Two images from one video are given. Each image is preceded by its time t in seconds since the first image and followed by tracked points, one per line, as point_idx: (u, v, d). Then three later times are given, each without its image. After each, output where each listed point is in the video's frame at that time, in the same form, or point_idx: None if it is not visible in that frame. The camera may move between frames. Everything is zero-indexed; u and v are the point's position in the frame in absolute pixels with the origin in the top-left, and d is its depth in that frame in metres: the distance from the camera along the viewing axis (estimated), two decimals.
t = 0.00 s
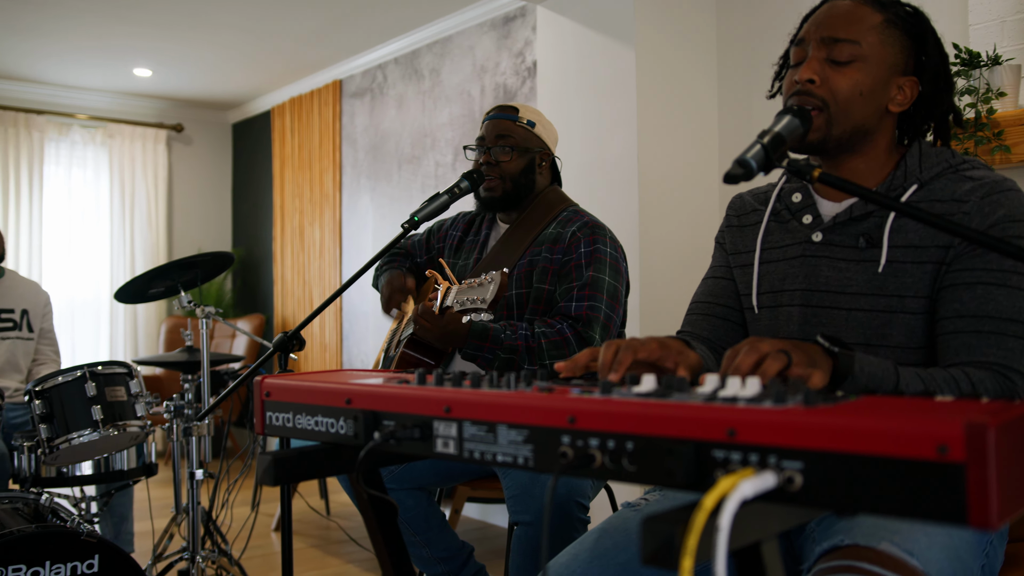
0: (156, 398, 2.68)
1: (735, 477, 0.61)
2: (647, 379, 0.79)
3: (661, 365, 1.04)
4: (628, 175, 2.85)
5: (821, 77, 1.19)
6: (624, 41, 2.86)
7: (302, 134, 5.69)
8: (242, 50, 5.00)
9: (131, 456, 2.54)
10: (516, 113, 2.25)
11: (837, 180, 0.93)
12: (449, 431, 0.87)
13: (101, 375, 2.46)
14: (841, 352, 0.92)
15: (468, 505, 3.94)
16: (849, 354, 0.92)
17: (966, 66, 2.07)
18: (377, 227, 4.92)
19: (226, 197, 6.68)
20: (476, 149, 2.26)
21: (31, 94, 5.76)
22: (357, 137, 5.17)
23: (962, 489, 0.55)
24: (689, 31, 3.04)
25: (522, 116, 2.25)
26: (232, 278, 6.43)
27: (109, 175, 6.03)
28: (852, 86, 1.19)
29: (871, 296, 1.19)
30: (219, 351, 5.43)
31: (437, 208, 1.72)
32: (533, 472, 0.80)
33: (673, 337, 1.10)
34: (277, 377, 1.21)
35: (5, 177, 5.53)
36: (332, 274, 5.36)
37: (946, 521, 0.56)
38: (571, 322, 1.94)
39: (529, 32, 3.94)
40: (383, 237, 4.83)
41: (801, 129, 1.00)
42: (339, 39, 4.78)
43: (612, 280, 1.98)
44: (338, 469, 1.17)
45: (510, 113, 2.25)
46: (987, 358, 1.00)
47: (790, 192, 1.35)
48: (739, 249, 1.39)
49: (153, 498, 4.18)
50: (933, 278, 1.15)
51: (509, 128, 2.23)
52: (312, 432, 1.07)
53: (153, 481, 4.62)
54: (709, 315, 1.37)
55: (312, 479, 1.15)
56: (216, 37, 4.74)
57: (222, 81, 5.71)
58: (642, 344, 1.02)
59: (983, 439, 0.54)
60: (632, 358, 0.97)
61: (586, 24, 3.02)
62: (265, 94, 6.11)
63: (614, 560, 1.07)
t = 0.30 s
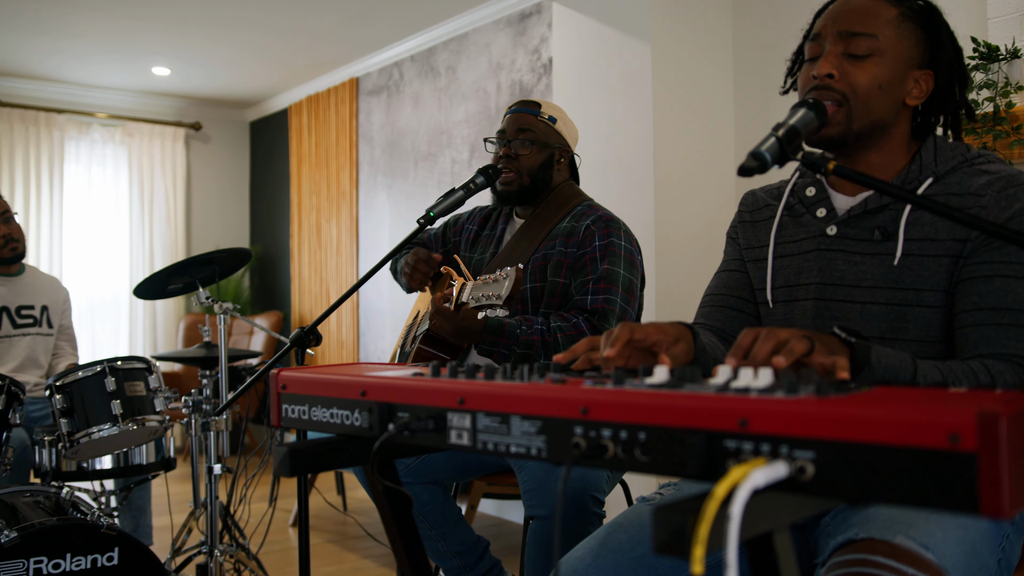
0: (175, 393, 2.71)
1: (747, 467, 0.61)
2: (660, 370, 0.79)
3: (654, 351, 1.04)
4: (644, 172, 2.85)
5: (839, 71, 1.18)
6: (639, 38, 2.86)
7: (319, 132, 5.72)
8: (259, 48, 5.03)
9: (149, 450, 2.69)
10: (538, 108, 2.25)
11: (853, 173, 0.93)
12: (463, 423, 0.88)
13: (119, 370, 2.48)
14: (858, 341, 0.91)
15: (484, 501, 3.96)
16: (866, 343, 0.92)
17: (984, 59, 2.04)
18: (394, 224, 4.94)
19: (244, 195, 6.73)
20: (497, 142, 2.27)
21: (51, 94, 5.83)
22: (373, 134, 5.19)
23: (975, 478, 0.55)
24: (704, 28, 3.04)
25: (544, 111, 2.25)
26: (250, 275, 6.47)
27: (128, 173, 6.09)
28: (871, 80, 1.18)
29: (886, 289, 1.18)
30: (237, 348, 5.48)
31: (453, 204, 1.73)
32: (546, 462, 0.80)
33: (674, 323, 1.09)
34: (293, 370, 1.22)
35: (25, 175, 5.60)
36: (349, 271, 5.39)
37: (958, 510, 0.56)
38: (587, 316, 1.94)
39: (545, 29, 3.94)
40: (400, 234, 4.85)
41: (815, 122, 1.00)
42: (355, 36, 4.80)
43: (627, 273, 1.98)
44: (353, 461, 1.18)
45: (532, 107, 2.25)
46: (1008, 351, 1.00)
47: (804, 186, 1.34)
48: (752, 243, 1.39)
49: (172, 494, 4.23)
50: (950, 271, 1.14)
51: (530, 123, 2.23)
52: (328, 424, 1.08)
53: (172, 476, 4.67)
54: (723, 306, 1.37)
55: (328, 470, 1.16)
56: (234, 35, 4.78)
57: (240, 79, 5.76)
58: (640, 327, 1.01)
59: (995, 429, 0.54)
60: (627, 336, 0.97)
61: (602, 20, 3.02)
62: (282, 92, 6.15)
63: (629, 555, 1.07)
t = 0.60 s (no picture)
0: (195, 391, 2.72)
1: (764, 462, 0.62)
2: (678, 365, 0.79)
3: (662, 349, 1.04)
4: (661, 170, 2.84)
5: (861, 62, 1.18)
6: (656, 36, 2.85)
7: (337, 132, 5.76)
8: (277, 48, 5.07)
9: (171, 447, 2.73)
10: (551, 106, 2.25)
11: (871, 169, 0.93)
12: (481, 419, 0.88)
13: (141, 368, 2.51)
14: (874, 344, 0.92)
15: (501, 500, 3.96)
16: (881, 345, 0.92)
17: (1006, 55, 2.01)
18: (411, 223, 4.96)
19: (262, 195, 6.79)
20: (512, 143, 2.27)
21: (72, 95, 5.90)
22: (391, 134, 5.21)
23: (994, 473, 0.55)
24: (721, 26, 3.03)
25: (558, 110, 2.26)
26: (269, 274, 6.52)
27: (148, 173, 6.17)
28: (892, 73, 1.18)
29: (901, 282, 1.18)
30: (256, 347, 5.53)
31: (471, 202, 1.72)
32: (564, 458, 0.81)
33: (682, 317, 1.08)
34: (311, 366, 1.23)
35: (47, 175, 5.68)
36: (366, 270, 5.41)
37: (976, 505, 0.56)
38: (606, 315, 1.93)
39: (562, 27, 3.94)
40: (417, 234, 4.87)
41: (834, 118, 0.99)
42: (373, 36, 4.83)
43: (646, 272, 1.97)
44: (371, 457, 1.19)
45: (544, 106, 2.25)
46: None
47: (824, 178, 1.33)
48: (768, 232, 1.38)
49: (192, 491, 4.28)
50: (965, 263, 1.13)
51: (545, 122, 2.23)
52: (346, 420, 1.09)
53: (191, 474, 4.72)
54: (741, 293, 1.36)
55: (345, 465, 1.17)
56: (252, 35, 4.81)
57: (259, 80, 5.80)
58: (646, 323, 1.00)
59: (1015, 423, 0.54)
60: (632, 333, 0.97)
61: (619, 19, 3.02)
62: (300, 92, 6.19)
63: (652, 529, 1.07)
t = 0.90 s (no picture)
0: (212, 386, 2.75)
1: (781, 450, 0.62)
2: (694, 355, 0.79)
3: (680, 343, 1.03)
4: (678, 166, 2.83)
5: (873, 50, 1.17)
6: (673, 31, 2.84)
7: (354, 129, 5.78)
8: (294, 45, 5.09)
9: (189, 442, 2.76)
10: (566, 102, 2.25)
11: (888, 160, 0.93)
12: (497, 409, 0.89)
13: (159, 363, 2.53)
14: (892, 330, 0.92)
15: (517, 496, 3.97)
16: (900, 332, 0.92)
17: None
18: (427, 220, 4.97)
19: (279, 192, 6.83)
20: (527, 139, 2.27)
21: (91, 93, 5.96)
22: (407, 131, 5.23)
23: (1012, 459, 0.55)
24: (739, 21, 3.01)
25: (573, 106, 2.25)
26: (286, 271, 6.57)
27: (166, 170, 6.22)
28: (905, 60, 1.16)
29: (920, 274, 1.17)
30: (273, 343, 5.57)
31: (487, 196, 1.73)
32: (580, 448, 0.81)
33: (701, 311, 1.07)
34: (328, 358, 1.24)
35: (66, 172, 5.75)
36: (383, 267, 5.43)
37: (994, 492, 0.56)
38: (622, 312, 1.93)
39: (578, 24, 3.93)
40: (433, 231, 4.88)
41: (851, 110, 0.98)
42: (389, 33, 4.84)
43: (662, 269, 1.97)
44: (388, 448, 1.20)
45: (560, 102, 2.25)
46: None
47: (841, 170, 1.32)
48: (785, 226, 1.37)
49: (210, 487, 4.31)
50: (984, 255, 1.12)
51: (561, 118, 2.23)
52: (362, 411, 1.09)
53: (209, 470, 4.76)
54: (759, 289, 1.36)
55: (363, 457, 1.18)
56: (270, 33, 4.84)
57: (276, 77, 5.83)
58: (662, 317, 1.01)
59: None
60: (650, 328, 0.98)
61: (635, 14, 3.00)
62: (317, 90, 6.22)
63: (666, 537, 1.07)
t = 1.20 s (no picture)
0: (229, 382, 2.76)
1: (797, 445, 0.61)
2: (709, 351, 0.79)
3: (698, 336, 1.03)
4: (695, 163, 2.82)
5: (895, 44, 1.16)
6: (690, 28, 2.82)
7: (370, 127, 5.80)
8: (311, 44, 5.12)
9: (205, 439, 2.79)
10: (582, 95, 2.24)
11: (907, 154, 0.92)
12: (511, 404, 0.89)
13: (176, 360, 2.55)
14: (912, 329, 0.90)
15: (533, 494, 3.98)
16: (920, 331, 0.90)
17: None
18: (443, 218, 4.98)
19: (296, 190, 6.88)
20: (543, 133, 2.26)
21: (110, 93, 6.02)
22: (423, 129, 5.23)
23: None
24: (756, 16, 2.99)
25: (589, 100, 2.24)
26: (304, 269, 6.61)
27: (184, 169, 6.27)
28: (926, 54, 1.15)
29: (940, 274, 1.16)
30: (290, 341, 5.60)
31: (503, 193, 1.73)
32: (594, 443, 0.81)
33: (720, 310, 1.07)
34: (343, 353, 1.24)
35: (86, 172, 5.81)
36: (400, 265, 5.45)
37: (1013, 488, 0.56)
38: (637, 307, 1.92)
39: (594, 22, 3.93)
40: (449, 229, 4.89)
41: (868, 103, 0.98)
42: (405, 32, 4.85)
43: (679, 265, 1.96)
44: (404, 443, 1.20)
45: (576, 96, 2.25)
46: None
47: (858, 170, 1.31)
48: (802, 227, 1.37)
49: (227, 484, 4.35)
50: (1006, 255, 1.11)
51: (576, 112, 2.22)
52: (378, 406, 1.10)
53: (226, 467, 4.80)
54: (779, 293, 1.35)
55: (378, 451, 1.18)
56: (286, 32, 4.86)
57: (293, 76, 5.86)
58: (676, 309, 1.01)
59: None
60: (663, 322, 0.99)
61: (651, 12, 2.99)
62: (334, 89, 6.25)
63: (678, 535, 1.07)
